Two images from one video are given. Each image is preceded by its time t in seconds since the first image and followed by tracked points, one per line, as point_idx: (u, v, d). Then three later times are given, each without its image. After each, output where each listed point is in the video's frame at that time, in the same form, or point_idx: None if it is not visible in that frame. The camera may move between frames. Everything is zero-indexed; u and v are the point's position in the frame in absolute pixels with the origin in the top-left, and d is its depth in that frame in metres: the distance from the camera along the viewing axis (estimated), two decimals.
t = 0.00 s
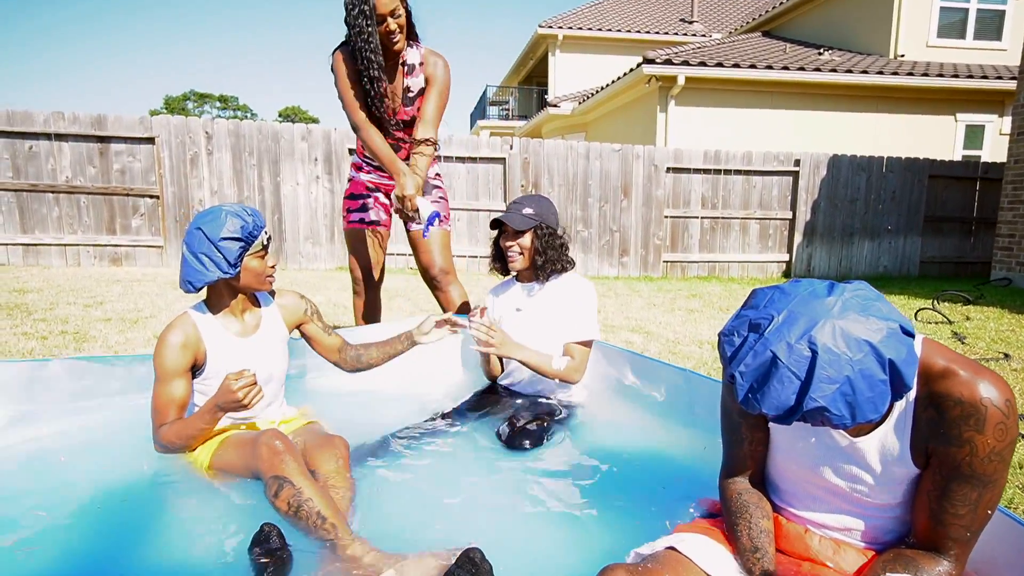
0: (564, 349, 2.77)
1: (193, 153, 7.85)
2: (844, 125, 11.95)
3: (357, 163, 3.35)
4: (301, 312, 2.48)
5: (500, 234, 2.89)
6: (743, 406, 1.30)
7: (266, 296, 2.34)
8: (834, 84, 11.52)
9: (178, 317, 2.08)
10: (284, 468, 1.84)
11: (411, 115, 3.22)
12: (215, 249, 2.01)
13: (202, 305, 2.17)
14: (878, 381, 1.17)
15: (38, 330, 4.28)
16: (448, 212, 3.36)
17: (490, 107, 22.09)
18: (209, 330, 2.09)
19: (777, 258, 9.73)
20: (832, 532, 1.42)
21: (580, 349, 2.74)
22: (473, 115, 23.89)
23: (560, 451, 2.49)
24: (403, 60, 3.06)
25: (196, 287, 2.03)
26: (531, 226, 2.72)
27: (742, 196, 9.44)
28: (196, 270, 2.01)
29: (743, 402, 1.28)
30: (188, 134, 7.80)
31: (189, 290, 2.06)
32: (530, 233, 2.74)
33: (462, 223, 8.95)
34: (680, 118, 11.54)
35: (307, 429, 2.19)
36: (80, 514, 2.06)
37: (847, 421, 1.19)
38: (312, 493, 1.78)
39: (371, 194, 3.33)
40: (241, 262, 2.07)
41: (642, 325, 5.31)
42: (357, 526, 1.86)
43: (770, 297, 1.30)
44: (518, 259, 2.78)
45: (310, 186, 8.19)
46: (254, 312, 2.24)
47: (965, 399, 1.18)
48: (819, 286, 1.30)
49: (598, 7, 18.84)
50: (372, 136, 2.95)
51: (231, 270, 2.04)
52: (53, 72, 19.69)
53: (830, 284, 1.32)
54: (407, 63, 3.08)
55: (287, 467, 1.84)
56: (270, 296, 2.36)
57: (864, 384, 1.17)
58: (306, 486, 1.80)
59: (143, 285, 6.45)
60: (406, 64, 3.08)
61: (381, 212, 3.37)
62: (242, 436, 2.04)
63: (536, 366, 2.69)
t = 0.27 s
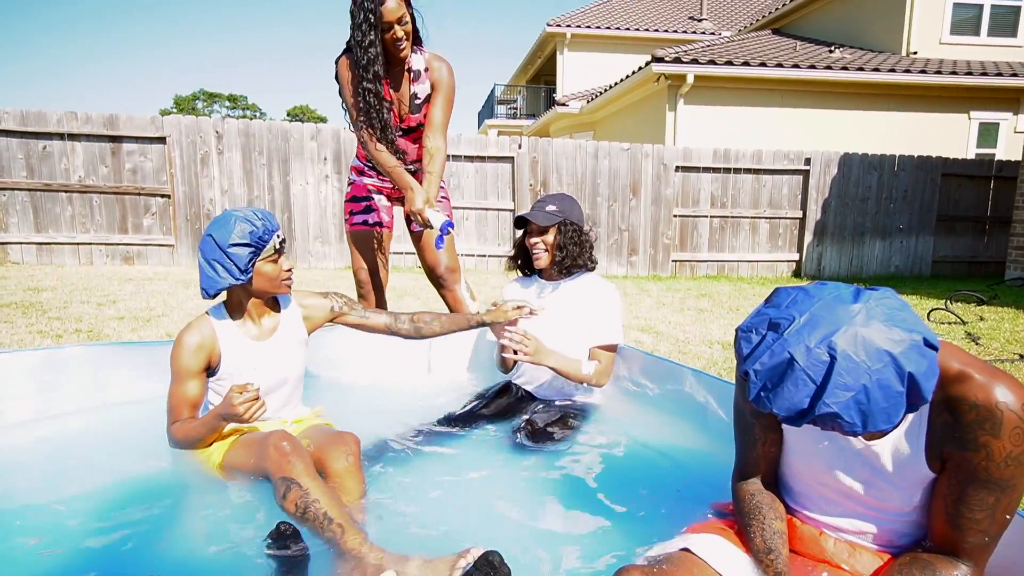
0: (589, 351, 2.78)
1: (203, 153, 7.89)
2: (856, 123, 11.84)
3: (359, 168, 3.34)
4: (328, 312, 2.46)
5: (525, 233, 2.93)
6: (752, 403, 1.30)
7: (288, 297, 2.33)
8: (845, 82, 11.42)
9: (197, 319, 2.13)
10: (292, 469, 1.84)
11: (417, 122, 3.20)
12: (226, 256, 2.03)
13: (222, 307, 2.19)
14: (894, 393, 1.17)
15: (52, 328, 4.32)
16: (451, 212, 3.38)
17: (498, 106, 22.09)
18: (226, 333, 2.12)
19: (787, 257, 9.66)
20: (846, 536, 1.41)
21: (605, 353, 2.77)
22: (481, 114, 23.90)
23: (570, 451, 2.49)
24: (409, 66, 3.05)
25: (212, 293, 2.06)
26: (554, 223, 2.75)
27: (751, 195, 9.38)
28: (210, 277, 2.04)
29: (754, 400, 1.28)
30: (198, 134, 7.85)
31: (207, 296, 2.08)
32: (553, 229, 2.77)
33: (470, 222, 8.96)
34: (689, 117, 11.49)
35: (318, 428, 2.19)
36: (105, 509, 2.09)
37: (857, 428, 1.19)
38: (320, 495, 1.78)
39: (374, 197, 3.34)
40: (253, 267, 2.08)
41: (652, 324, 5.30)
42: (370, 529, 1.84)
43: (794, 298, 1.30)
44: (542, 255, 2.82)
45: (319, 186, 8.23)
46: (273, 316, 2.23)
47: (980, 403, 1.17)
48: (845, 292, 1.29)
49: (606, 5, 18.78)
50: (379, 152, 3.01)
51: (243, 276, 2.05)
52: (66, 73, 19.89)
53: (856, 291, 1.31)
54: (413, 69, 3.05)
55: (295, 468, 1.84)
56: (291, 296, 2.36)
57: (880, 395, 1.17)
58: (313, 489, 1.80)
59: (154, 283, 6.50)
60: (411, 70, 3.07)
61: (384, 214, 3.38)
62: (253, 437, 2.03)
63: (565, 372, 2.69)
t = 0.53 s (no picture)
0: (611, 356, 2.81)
1: (215, 152, 7.95)
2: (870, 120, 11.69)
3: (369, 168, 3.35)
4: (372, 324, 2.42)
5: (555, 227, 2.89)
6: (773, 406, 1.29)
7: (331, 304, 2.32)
8: (860, 78, 11.29)
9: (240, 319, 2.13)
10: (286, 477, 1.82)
11: (424, 117, 3.18)
12: (267, 263, 2.04)
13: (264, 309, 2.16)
14: (920, 392, 1.15)
15: (68, 326, 4.38)
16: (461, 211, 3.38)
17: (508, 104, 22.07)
18: (268, 340, 2.12)
19: (799, 256, 9.57)
20: (863, 537, 1.39)
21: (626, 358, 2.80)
22: (491, 112, 23.89)
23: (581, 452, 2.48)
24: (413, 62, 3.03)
25: (262, 300, 2.09)
26: (590, 220, 2.72)
27: (763, 193, 9.30)
28: (254, 285, 2.07)
29: (774, 403, 1.27)
30: (211, 133, 7.91)
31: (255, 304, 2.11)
32: (588, 226, 2.74)
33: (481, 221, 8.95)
34: (701, 115, 11.40)
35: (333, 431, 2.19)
36: (115, 510, 2.09)
37: (882, 430, 1.18)
38: (314, 505, 1.77)
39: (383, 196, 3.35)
40: (296, 272, 2.08)
41: (663, 323, 5.26)
42: (381, 532, 1.83)
43: (812, 298, 1.28)
44: (574, 252, 2.77)
45: (330, 184, 8.26)
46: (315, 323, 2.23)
47: (1005, 404, 1.14)
48: (865, 290, 1.27)
49: (617, 2, 18.69)
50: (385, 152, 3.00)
51: (286, 282, 2.06)
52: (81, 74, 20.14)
53: (876, 288, 1.28)
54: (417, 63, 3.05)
55: (285, 481, 1.82)
56: (335, 303, 2.34)
57: (906, 395, 1.15)
58: (309, 498, 1.78)
59: (167, 282, 6.56)
60: (416, 65, 3.04)
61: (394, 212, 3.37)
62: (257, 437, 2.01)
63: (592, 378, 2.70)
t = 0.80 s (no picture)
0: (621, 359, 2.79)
1: (226, 151, 8.00)
2: (885, 117, 11.52)
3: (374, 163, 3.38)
4: (404, 337, 2.42)
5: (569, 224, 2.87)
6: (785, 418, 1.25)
7: (371, 314, 2.30)
8: (874, 75, 11.13)
9: (281, 320, 2.10)
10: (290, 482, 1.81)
11: (417, 103, 3.15)
12: (317, 272, 2.00)
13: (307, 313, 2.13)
14: (936, 397, 1.12)
15: (79, 323, 4.42)
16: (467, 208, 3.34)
17: (518, 103, 22.00)
18: (307, 346, 2.08)
19: (812, 255, 9.45)
20: (869, 543, 1.36)
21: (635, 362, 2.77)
22: (501, 111, 23.85)
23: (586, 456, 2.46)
24: (402, 49, 3.01)
25: (307, 308, 2.05)
26: (607, 221, 2.70)
27: (775, 191, 9.20)
28: (305, 294, 2.03)
29: (785, 416, 1.23)
30: (221, 133, 7.96)
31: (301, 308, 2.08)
32: (605, 227, 2.72)
33: (489, 220, 8.94)
34: (712, 113, 11.31)
35: (348, 434, 2.22)
36: (115, 509, 2.09)
37: (901, 439, 1.14)
38: (315, 515, 1.75)
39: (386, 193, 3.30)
40: (346, 283, 2.05)
41: (672, 323, 5.22)
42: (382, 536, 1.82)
43: (816, 304, 1.25)
44: (588, 251, 2.75)
45: (339, 183, 8.27)
46: (354, 334, 2.21)
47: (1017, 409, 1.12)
48: (870, 292, 1.24)
49: None
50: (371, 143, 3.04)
51: (336, 294, 2.02)
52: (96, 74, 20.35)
53: (881, 290, 1.26)
54: (407, 50, 3.03)
55: (291, 487, 1.81)
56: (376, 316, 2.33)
57: (921, 401, 1.12)
58: (311, 506, 1.77)
59: (178, 280, 6.61)
60: (406, 53, 3.02)
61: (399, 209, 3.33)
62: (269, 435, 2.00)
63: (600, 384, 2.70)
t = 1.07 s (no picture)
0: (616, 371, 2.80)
1: (235, 153, 8.06)
2: (898, 120, 11.38)
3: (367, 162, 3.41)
4: (403, 334, 2.41)
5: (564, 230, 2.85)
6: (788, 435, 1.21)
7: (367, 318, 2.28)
8: (886, 77, 11.01)
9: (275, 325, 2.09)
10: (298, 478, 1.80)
11: (404, 98, 3.16)
12: (327, 272, 2.00)
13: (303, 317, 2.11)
14: (945, 415, 1.09)
15: (87, 324, 4.46)
16: (461, 210, 3.32)
17: (527, 105, 21.99)
18: (303, 350, 2.07)
19: (821, 259, 9.36)
20: (868, 558, 1.34)
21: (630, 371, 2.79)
22: (510, 113, 23.86)
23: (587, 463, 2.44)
24: (386, 43, 3.05)
25: (303, 308, 2.03)
26: (601, 227, 2.68)
27: (784, 194, 9.11)
28: (308, 293, 2.00)
29: (790, 434, 1.18)
30: (230, 135, 8.01)
31: (297, 307, 2.05)
32: (599, 234, 2.70)
33: (496, 222, 8.93)
34: (721, 115, 11.24)
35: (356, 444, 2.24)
36: (113, 513, 2.09)
37: (909, 459, 1.10)
38: (320, 513, 1.73)
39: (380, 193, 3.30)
40: (350, 285, 2.05)
41: (678, 327, 5.19)
42: (376, 545, 1.81)
43: (820, 316, 1.22)
44: (583, 259, 2.73)
45: (347, 185, 8.30)
46: (351, 337, 2.19)
47: (1018, 426, 1.09)
48: (875, 305, 1.21)
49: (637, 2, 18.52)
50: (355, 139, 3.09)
51: (341, 294, 2.02)
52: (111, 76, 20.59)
53: (886, 302, 1.23)
54: (392, 45, 3.06)
55: (301, 478, 1.79)
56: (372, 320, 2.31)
57: (931, 419, 1.09)
58: (317, 504, 1.75)
59: (186, 281, 6.66)
60: (391, 47, 3.06)
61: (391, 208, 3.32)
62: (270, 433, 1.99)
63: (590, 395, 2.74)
